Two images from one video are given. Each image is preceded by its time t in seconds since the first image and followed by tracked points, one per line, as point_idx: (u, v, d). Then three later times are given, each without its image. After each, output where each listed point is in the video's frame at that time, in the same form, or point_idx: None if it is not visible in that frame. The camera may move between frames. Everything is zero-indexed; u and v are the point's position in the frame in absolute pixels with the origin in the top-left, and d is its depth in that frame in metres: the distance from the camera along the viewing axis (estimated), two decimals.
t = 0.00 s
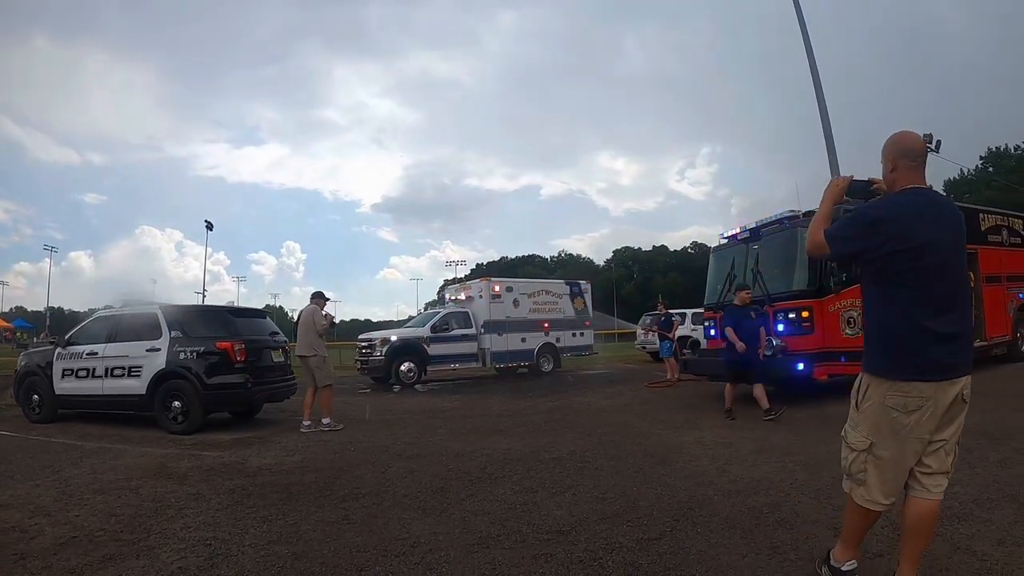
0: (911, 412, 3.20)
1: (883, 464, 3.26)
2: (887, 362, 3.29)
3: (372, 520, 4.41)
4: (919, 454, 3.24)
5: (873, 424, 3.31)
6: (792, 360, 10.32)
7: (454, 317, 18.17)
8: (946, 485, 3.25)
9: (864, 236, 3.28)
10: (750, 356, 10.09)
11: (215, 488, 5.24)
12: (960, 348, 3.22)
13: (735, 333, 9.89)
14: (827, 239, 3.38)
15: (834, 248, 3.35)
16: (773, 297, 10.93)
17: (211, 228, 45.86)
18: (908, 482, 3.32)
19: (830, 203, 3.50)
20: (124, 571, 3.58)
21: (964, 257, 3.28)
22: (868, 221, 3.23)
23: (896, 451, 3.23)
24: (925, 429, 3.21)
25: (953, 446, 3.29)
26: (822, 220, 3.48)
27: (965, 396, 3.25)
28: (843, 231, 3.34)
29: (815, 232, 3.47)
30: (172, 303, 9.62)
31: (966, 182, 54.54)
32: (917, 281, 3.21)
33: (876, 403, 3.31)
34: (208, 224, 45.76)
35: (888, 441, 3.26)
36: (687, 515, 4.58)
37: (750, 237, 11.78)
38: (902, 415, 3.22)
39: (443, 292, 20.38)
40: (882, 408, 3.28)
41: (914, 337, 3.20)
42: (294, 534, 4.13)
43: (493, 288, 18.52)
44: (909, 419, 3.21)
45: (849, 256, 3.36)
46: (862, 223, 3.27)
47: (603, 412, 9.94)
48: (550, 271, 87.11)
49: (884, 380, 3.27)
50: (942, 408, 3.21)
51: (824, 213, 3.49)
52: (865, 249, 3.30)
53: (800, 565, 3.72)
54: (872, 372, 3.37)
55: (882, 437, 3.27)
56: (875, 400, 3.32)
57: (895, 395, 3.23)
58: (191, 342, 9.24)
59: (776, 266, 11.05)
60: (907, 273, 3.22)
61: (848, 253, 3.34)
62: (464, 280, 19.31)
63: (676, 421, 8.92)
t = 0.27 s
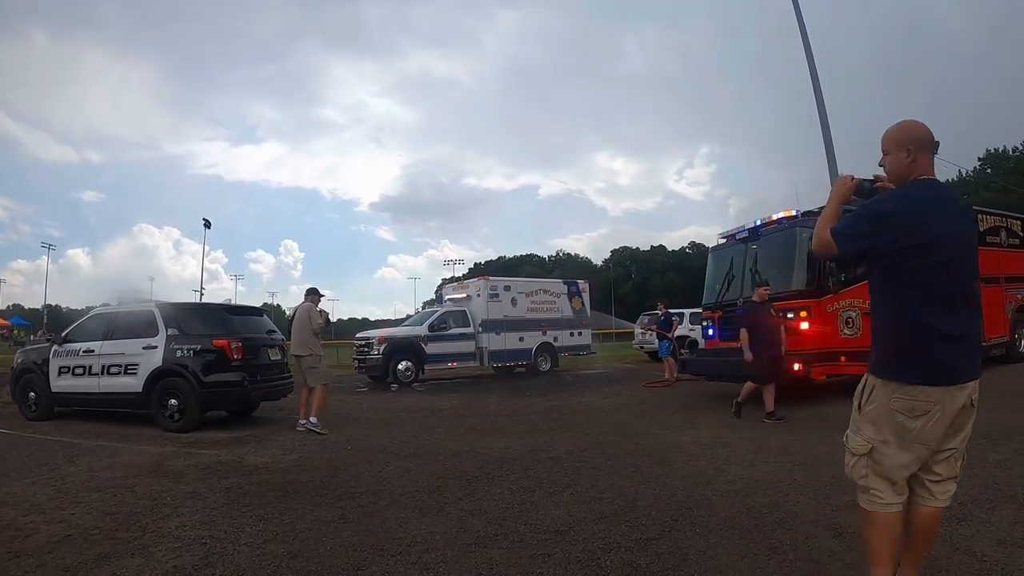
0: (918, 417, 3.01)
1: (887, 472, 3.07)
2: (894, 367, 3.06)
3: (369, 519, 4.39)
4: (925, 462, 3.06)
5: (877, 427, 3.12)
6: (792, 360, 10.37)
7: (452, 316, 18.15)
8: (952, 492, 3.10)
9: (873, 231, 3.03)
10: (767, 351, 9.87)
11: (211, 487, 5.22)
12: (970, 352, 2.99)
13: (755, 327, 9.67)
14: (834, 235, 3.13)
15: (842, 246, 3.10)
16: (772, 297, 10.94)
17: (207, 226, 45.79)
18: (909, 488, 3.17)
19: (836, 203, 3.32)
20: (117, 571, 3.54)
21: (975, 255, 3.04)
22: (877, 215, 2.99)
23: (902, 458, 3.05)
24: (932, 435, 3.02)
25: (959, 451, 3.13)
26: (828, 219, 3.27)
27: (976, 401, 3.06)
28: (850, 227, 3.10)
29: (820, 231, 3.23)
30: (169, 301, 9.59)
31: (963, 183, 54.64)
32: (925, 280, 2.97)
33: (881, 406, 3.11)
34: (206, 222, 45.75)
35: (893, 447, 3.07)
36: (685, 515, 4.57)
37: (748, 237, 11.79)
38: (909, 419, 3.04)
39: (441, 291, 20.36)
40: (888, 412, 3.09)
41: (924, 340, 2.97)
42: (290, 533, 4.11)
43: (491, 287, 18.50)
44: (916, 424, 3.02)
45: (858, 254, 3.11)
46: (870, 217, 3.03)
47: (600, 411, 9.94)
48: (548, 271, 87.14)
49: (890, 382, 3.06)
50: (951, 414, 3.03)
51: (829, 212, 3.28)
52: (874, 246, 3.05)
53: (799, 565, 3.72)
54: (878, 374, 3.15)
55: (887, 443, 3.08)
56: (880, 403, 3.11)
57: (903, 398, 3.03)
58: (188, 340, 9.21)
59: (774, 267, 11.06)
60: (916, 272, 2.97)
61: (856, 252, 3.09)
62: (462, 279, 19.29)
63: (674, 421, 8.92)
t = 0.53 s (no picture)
0: (928, 433, 2.86)
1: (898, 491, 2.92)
2: (896, 370, 2.96)
3: (365, 518, 4.38)
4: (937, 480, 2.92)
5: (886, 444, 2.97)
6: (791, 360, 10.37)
7: (450, 315, 18.14)
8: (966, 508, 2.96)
9: (876, 226, 2.94)
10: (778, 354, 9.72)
11: (208, 485, 5.20)
12: (981, 360, 2.87)
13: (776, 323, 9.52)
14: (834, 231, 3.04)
15: (842, 241, 3.01)
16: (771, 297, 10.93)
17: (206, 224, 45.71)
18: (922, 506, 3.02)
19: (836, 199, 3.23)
20: (111, 570, 3.52)
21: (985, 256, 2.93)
22: (879, 210, 2.90)
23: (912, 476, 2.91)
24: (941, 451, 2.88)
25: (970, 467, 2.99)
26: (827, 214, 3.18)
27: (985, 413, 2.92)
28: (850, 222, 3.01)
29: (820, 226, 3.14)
30: (167, 298, 9.57)
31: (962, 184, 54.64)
32: (930, 281, 2.88)
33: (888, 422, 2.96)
34: (205, 220, 45.74)
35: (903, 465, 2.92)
36: (683, 515, 4.56)
37: (748, 237, 11.78)
38: (918, 435, 2.88)
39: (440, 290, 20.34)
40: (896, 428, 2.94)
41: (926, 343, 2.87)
42: (286, 532, 4.09)
43: (490, 286, 18.49)
44: (925, 440, 2.87)
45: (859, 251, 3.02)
46: (872, 212, 2.94)
47: (598, 411, 9.94)
48: (547, 270, 87.14)
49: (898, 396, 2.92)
50: (961, 429, 2.89)
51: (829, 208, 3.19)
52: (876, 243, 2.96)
53: (798, 567, 3.71)
54: (885, 385, 3.02)
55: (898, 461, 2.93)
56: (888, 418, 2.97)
57: (911, 413, 2.89)
58: (186, 338, 9.20)
59: (773, 266, 11.06)
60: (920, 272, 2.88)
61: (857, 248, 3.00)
62: (460, 277, 19.28)
63: (672, 421, 8.91)
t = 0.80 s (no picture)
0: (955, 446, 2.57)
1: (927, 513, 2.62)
2: (908, 377, 2.68)
3: (363, 517, 4.37)
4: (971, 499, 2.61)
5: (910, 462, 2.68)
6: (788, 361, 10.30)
7: (449, 314, 18.13)
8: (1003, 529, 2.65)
9: (877, 217, 2.65)
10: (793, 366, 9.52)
11: (206, 483, 5.19)
12: (1008, 362, 2.56)
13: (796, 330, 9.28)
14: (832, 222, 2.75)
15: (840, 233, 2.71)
16: (769, 297, 10.90)
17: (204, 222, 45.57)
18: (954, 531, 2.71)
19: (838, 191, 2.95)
20: (108, 568, 3.51)
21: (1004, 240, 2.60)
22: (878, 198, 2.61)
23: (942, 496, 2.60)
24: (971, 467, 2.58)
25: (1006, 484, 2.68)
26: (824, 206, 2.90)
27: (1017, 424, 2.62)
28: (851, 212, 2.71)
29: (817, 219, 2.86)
30: (165, 296, 9.55)
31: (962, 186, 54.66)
32: (939, 275, 2.59)
33: (910, 437, 2.68)
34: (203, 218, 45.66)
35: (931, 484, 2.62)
36: (682, 516, 4.55)
37: (747, 237, 11.77)
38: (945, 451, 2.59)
39: (439, 288, 20.33)
40: (920, 444, 2.65)
41: (938, 346, 2.59)
42: (284, 531, 4.08)
43: (490, 285, 18.48)
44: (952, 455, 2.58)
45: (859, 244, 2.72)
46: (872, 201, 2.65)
47: (597, 411, 9.94)
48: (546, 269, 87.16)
49: (919, 407, 2.64)
50: (989, 441, 2.59)
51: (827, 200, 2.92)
52: (877, 235, 2.68)
53: (797, 568, 3.71)
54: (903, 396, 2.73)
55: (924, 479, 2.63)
56: (910, 434, 2.68)
57: (932, 429, 2.60)
58: (184, 335, 9.18)
59: (773, 267, 11.04)
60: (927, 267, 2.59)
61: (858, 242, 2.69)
62: (460, 276, 19.27)
63: (671, 421, 8.91)
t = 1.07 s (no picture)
0: (982, 462, 2.27)
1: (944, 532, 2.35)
2: (933, 381, 2.41)
3: (365, 516, 4.36)
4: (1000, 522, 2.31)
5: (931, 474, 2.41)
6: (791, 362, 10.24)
7: (450, 313, 18.11)
8: None
9: (905, 201, 2.36)
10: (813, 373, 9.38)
11: (207, 481, 5.18)
12: None
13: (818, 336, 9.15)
14: (855, 206, 2.45)
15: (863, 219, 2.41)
16: (771, 297, 10.88)
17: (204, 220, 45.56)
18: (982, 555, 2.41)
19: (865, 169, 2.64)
20: (109, 566, 3.49)
21: None
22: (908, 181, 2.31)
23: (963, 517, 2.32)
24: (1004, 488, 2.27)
25: None
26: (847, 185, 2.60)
27: None
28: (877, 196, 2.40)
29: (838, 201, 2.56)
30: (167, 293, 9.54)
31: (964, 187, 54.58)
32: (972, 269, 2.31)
33: (933, 447, 2.40)
34: (204, 215, 45.68)
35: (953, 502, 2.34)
36: (685, 516, 4.54)
37: (749, 238, 11.75)
38: (970, 466, 2.30)
39: (440, 287, 20.31)
40: (944, 456, 2.37)
41: (966, 348, 2.33)
42: (286, 529, 4.07)
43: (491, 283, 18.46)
44: (980, 472, 2.28)
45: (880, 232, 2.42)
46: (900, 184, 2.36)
47: (599, 410, 9.92)
48: (547, 268, 87.14)
49: (945, 415, 2.35)
50: None
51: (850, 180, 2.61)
52: (905, 222, 2.38)
53: (801, 569, 3.69)
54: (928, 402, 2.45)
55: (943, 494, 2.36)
56: (933, 443, 2.41)
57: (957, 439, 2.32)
58: (186, 332, 9.17)
59: (774, 269, 11.04)
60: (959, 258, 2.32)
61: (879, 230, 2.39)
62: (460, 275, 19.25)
63: (672, 421, 8.90)
